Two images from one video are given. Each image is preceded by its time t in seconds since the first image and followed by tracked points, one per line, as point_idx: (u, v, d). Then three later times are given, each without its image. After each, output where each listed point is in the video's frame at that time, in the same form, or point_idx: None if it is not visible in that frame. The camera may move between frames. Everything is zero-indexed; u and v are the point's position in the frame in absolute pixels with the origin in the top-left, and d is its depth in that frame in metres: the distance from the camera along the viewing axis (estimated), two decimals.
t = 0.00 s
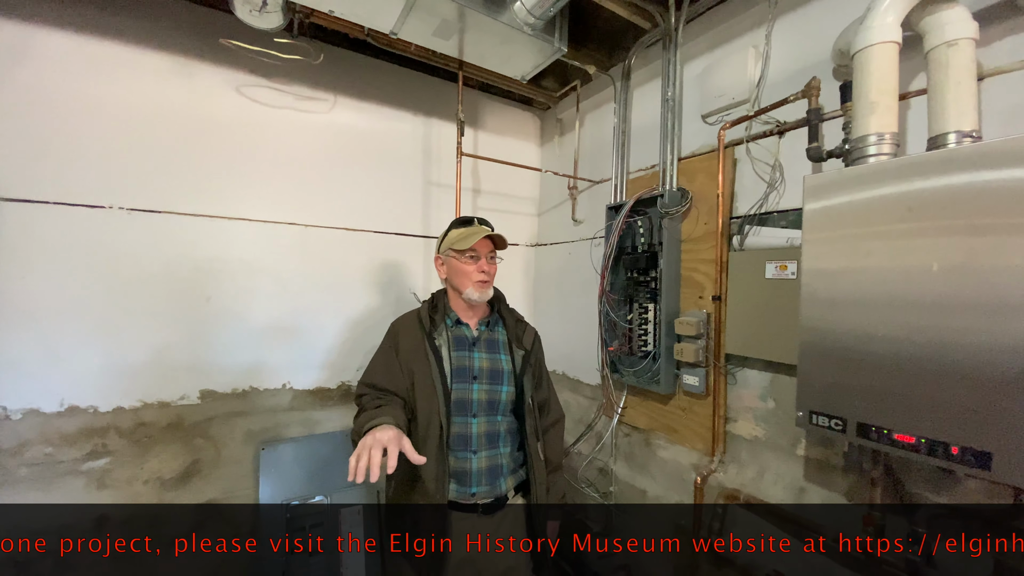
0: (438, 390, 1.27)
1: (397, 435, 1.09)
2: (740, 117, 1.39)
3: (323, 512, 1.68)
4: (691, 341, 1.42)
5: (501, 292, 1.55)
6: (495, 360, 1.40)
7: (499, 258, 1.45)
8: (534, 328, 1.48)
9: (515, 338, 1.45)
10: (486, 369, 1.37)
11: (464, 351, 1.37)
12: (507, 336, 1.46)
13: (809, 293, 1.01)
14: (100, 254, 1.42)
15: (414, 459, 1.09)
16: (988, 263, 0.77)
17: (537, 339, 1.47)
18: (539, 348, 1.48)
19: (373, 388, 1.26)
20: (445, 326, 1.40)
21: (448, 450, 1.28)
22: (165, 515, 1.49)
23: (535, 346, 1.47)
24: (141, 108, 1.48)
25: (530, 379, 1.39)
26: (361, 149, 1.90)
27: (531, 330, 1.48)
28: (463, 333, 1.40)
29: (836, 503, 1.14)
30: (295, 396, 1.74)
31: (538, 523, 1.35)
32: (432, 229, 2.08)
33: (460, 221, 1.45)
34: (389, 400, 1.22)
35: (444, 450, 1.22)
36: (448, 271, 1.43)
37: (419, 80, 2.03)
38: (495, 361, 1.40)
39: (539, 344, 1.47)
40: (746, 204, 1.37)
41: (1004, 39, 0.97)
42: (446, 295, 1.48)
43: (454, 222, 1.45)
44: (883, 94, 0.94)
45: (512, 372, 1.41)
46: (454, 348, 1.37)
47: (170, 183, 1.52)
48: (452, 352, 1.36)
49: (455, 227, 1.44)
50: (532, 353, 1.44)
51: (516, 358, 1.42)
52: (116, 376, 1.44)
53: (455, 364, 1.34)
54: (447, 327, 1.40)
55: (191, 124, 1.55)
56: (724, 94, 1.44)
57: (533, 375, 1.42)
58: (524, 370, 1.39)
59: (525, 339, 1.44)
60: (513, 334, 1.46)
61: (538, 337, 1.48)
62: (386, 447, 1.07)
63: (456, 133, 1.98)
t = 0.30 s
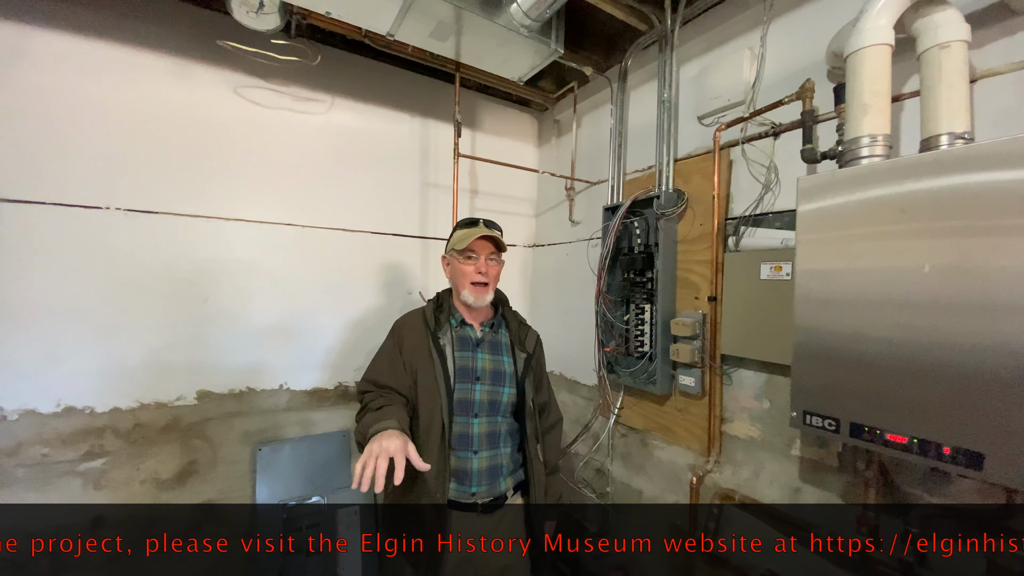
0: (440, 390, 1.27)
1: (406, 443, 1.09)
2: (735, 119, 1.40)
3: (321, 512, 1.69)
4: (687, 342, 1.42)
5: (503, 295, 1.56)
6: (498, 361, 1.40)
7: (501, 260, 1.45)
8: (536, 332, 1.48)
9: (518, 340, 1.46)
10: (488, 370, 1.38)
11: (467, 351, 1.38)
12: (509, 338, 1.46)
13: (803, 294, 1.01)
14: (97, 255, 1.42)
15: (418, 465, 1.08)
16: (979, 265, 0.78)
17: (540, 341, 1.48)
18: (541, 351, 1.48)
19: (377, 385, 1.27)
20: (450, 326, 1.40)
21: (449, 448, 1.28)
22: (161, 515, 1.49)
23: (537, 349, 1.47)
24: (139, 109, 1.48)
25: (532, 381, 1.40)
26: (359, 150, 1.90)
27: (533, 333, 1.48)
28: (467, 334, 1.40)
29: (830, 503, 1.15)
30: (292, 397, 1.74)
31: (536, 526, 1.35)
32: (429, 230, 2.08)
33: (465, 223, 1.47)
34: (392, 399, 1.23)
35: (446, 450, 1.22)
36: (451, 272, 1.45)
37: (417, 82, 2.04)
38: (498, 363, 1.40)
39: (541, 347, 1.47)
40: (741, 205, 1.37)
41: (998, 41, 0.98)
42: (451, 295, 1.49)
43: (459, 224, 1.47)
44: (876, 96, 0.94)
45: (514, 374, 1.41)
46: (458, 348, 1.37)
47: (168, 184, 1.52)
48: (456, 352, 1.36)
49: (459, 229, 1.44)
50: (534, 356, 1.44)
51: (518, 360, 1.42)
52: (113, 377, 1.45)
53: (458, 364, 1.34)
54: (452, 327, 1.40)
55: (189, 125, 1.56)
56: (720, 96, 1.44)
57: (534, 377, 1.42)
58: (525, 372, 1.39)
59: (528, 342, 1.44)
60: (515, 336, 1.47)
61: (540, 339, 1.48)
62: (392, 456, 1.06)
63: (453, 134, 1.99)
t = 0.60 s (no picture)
0: (438, 389, 1.27)
1: (401, 439, 1.09)
2: (730, 120, 1.40)
3: (318, 512, 1.69)
4: (683, 342, 1.43)
5: (503, 296, 1.56)
6: (496, 362, 1.41)
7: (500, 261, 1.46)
8: (535, 333, 1.48)
9: (517, 341, 1.46)
10: (486, 370, 1.38)
11: (465, 350, 1.38)
12: (509, 339, 1.47)
13: (797, 294, 1.02)
14: (95, 256, 1.42)
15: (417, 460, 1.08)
16: (970, 265, 0.78)
17: (539, 343, 1.48)
18: (540, 352, 1.48)
19: (375, 382, 1.27)
20: (450, 325, 1.40)
21: (445, 447, 1.29)
22: (158, 516, 1.49)
23: (535, 350, 1.47)
24: (137, 110, 1.49)
25: (529, 382, 1.40)
26: (357, 151, 1.90)
27: (533, 334, 1.48)
28: (466, 333, 1.40)
29: (825, 502, 1.15)
30: (290, 397, 1.74)
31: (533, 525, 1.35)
32: (427, 231, 2.09)
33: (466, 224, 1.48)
34: (389, 396, 1.23)
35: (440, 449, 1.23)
36: (450, 272, 1.46)
37: (414, 83, 2.05)
38: (496, 364, 1.41)
39: (540, 349, 1.47)
40: (737, 206, 1.38)
41: (989, 43, 0.98)
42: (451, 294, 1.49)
43: (459, 225, 1.48)
44: (869, 97, 0.95)
45: (512, 374, 1.41)
46: (457, 348, 1.37)
47: (166, 185, 1.53)
48: (454, 351, 1.36)
49: (459, 229, 1.45)
50: (532, 358, 1.44)
51: (516, 362, 1.42)
52: (110, 377, 1.45)
53: (456, 363, 1.35)
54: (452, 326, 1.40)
55: (187, 127, 1.56)
56: (716, 97, 1.45)
57: (532, 378, 1.42)
58: (523, 373, 1.40)
59: (527, 343, 1.44)
60: (514, 338, 1.46)
61: (539, 341, 1.48)
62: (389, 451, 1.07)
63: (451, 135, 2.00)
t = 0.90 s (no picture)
0: (438, 389, 1.27)
1: (403, 432, 1.11)
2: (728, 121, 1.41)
3: (317, 512, 1.69)
4: (681, 342, 1.43)
5: (504, 295, 1.55)
6: (496, 362, 1.41)
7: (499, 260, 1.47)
8: (536, 334, 1.48)
9: (517, 342, 1.46)
10: (486, 370, 1.39)
11: (465, 350, 1.38)
12: (509, 339, 1.47)
13: (794, 294, 1.02)
14: (94, 256, 1.42)
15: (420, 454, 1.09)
16: (965, 265, 0.79)
17: (540, 343, 1.48)
18: (540, 353, 1.48)
19: (375, 381, 1.28)
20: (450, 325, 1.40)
21: (444, 447, 1.29)
22: (156, 516, 1.49)
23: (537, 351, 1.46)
24: (136, 110, 1.49)
25: (529, 382, 1.40)
26: (356, 151, 1.91)
27: (534, 334, 1.48)
28: (466, 333, 1.41)
29: (822, 502, 1.15)
30: (289, 397, 1.74)
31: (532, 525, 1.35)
32: (426, 231, 2.09)
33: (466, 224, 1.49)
34: (390, 395, 1.23)
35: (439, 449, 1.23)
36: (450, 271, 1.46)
37: (413, 83, 2.05)
38: (496, 364, 1.41)
39: (541, 350, 1.47)
40: (735, 206, 1.38)
41: (985, 44, 0.99)
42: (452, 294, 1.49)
43: (460, 225, 1.49)
44: (866, 98, 0.95)
45: (512, 374, 1.41)
46: (456, 347, 1.37)
47: (165, 185, 1.53)
48: (454, 351, 1.36)
49: (460, 229, 1.45)
50: (533, 358, 1.44)
51: (516, 362, 1.42)
52: (109, 377, 1.45)
53: (456, 363, 1.35)
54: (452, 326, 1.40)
55: (186, 127, 1.56)
56: (714, 98, 1.46)
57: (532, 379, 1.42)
58: (523, 373, 1.40)
59: (528, 344, 1.44)
60: (515, 338, 1.46)
61: (540, 341, 1.48)
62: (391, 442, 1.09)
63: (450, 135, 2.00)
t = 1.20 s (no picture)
0: (439, 389, 1.27)
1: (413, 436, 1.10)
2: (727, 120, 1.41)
3: (316, 512, 1.69)
4: (680, 342, 1.43)
5: (507, 295, 1.55)
6: (498, 362, 1.41)
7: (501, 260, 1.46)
8: (538, 334, 1.48)
9: (519, 342, 1.46)
10: (488, 370, 1.39)
11: (467, 349, 1.38)
12: (512, 339, 1.47)
13: (793, 293, 1.02)
14: (92, 256, 1.42)
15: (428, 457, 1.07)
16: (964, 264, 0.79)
17: (541, 343, 1.48)
18: (542, 353, 1.48)
19: (377, 382, 1.28)
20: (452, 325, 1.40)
21: (446, 447, 1.29)
22: (155, 515, 1.49)
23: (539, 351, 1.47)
24: (134, 110, 1.49)
25: (531, 382, 1.40)
26: (355, 150, 1.91)
27: (536, 335, 1.48)
28: (468, 333, 1.41)
29: (821, 501, 1.16)
30: (288, 397, 1.74)
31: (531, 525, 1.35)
32: (425, 230, 2.08)
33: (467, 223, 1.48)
34: (393, 399, 1.23)
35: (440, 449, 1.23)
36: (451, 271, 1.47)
37: (413, 83, 2.05)
38: (499, 364, 1.41)
39: (542, 350, 1.47)
40: (734, 206, 1.38)
41: (984, 43, 0.99)
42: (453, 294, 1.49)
43: (461, 225, 1.48)
44: (864, 97, 0.95)
45: (514, 374, 1.41)
46: (459, 347, 1.37)
47: (164, 184, 1.53)
48: (457, 351, 1.37)
49: (461, 229, 1.45)
50: (535, 358, 1.44)
51: (518, 362, 1.42)
52: (108, 376, 1.45)
53: (458, 362, 1.35)
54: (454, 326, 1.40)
55: (185, 126, 1.56)
56: (713, 97, 1.46)
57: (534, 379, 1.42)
58: (525, 373, 1.40)
59: (529, 344, 1.44)
60: (517, 338, 1.46)
61: (542, 342, 1.48)
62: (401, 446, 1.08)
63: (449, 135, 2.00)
